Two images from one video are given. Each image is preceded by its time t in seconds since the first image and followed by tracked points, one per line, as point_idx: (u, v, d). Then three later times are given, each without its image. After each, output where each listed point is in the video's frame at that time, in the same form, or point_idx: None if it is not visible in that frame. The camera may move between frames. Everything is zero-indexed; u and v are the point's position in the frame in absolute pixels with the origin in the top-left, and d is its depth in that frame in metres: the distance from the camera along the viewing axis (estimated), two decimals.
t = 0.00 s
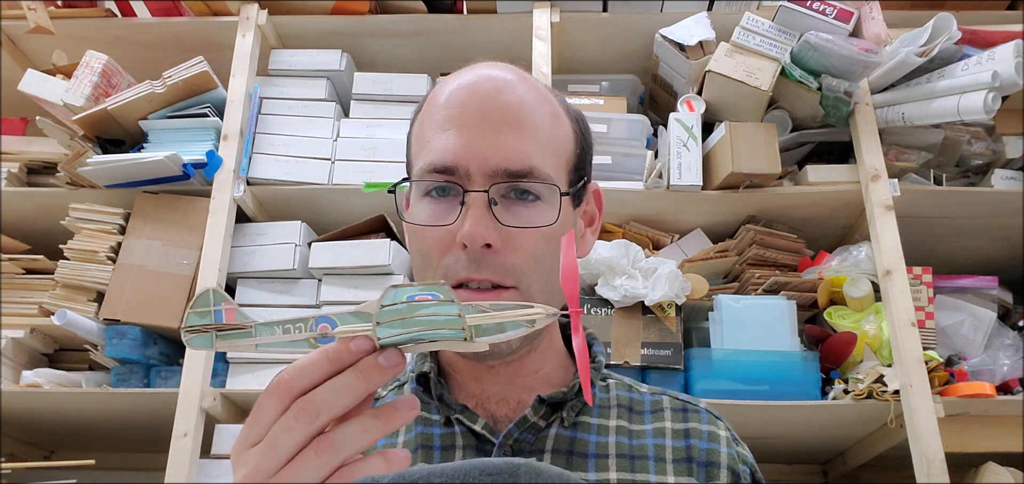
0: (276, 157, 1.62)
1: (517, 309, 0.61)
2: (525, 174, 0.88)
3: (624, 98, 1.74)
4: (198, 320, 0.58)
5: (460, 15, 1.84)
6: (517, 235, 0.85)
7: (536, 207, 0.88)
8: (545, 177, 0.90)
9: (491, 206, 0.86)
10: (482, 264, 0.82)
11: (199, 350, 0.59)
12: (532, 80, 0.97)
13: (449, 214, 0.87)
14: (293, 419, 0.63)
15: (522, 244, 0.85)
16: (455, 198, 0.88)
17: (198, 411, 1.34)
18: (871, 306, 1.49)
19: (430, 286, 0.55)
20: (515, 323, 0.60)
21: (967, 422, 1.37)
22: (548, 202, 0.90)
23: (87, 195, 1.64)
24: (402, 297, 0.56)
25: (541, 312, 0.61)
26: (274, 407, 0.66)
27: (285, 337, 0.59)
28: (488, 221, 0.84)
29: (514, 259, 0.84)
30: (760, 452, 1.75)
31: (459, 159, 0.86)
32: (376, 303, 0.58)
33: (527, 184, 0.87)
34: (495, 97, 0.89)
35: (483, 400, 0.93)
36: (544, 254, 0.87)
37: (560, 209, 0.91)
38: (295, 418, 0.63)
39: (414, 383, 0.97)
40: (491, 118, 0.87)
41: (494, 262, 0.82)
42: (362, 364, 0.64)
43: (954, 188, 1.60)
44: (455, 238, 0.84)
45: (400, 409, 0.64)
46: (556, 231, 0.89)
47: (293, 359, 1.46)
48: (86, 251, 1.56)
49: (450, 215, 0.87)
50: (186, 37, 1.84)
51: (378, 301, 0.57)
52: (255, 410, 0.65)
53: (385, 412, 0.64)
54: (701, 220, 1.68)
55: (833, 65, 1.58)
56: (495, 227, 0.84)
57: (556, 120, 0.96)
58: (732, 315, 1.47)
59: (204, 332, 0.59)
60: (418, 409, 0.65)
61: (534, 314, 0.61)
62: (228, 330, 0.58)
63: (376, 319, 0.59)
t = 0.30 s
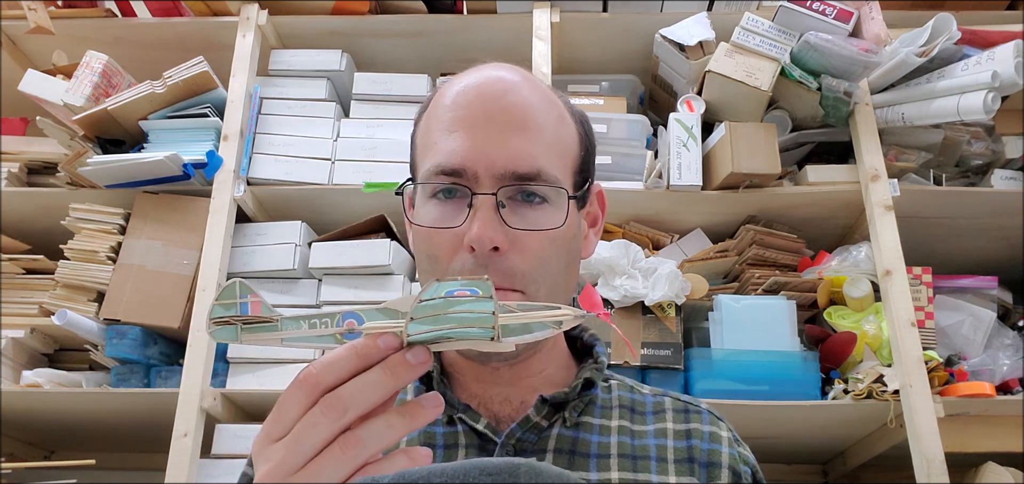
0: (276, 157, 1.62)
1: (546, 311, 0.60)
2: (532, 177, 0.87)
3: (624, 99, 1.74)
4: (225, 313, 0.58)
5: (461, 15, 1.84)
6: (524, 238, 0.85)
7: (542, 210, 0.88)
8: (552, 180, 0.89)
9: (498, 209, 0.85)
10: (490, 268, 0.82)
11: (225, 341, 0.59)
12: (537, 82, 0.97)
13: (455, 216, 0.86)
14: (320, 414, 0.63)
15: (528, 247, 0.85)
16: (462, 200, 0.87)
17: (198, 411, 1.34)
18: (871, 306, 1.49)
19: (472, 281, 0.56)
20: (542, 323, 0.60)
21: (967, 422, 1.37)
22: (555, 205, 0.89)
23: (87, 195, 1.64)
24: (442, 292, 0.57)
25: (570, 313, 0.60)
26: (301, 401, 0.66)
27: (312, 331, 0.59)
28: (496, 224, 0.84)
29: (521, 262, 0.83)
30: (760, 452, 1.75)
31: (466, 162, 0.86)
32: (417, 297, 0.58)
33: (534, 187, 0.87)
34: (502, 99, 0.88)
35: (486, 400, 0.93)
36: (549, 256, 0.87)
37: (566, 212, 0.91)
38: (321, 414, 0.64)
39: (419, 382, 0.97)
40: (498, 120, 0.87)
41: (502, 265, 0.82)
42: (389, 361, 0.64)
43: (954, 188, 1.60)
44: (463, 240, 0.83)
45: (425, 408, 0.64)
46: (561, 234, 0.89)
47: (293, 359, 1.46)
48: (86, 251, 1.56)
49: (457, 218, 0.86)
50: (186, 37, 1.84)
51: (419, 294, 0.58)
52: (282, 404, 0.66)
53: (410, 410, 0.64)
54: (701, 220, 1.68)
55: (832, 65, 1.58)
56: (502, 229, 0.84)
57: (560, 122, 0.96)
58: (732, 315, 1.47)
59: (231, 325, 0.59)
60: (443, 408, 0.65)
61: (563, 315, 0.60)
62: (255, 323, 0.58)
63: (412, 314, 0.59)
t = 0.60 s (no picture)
0: (276, 157, 1.62)
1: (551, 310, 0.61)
2: (537, 178, 0.87)
3: (624, 98, 1.73)
4: (230, 310, 0.59)
5: (461, 15, 1.84)
6: (529, 238, 0.85)
7: (547, 210, 0.88)
8: (556, 181, 0.89)
9: (503, 209, 0.85)
10: (495, 268, 0.82)
11: (229, 340, 0.61)
12: (542, 83, 0.97)
13: (461, 216, 0.86)
14: (322, 415, 0.63)
15: (533, 247, 0.85)
16: (467, 200, 0.87)
17: (198, 411, 1.34)
18: (871, 306, 1.49)
19: (474, 281, 0.57)
20: (547, 323, 0.60)
21: (967, 422, 1.36)
22: (560, 205, 0.89)
23: (87, 195, 1.64)
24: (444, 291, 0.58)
25: (575, 313, 0.60)
26: (301, 401, 0.65)
27: (316, 329, 0.61)
28: (501, 224, 0.84)
29: (526, 262, 0.84)
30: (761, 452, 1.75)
31: (472, 162, 0.86)
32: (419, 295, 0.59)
33: (539, 188, 0.87)
34: (508, 99, 0.88)
35: (488, 400, 0.93)
36: (554, 256, 0.87)
37: (571, 213, 0.90)
38: (323, 414, 0.63)
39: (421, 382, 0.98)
40: (503, 120, 0.87)
41: (507, 265, 0.82)
42: (392, 360, 0.64)
43: (954, 188, 1.60)
44: (468, 240, 0.83)
45: (429, 408, 0.64)
46: (566, 235, 0.89)
47: (293, 359, 1.46)
48: (86, 251, 1.56)
49: (462, 218, 0.86)
50: (186, 37, 1.84)
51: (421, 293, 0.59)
52: (283, 403, 0.65)
53: (413, 410, 0.64)
54: (702, 220, 1.68)
55: (833, 65, 1.58)
56: (508, 230, 0.84)
57: (565, 123, 0.96)
58: (732, 315, 1.47)
59: (235, 323, 0.60)
60: (446, 408, 0.65)
61: (567, 315, 0.60)
62: (259, 321, 0.60)
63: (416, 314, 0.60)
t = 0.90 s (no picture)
0: (276, 157, 1.62)
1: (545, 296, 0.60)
2: (541, 178, 0.88)
3: (624, 98, 1.73)
4: (225, 297, 0.61)
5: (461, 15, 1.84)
6: (532, 237, 0.84)
7: (549, 210, 0.88)
8: (559, 182, 0.89)
9: (506, 208, 0.85)
10: (499, 266, 0.81)
11: (226, 325, 0.63)
12: (546, 88, 0.98)
13: (464, 216, 0.86)
14: (307, 404, 0.63)
15: (536, 246, 0.84)
16: (471, 200, 0.87)
17: (198, 411, 1.34)
18: (871, 306, 1.49)
19: (449, 261, 0.53)
20: (542, 309, 0.60)
21: (967, 422, 1.36)
22: (562, 205, 0.89)
23: (88, 195, 1.64)
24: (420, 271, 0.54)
25: (570, 299, 0.60)
26: (291, 387, 0.66)
27: (311, 316, 0.62)
28: (504, 223, 0.83)
29: (529, 261, 0.83)
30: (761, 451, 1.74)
31: (476, 162, 0.86)
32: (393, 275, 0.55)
33: (542, 188, 0.87)
34: (512, 103, 0.90)
35: (491, 399, 0.94)
36: (557, 254, 0.87)
37: (572, 213, 0.90)
38: (309, 404, 0.63)
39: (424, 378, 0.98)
40: (508, 123, 0.88)
41: (511, 263, 0.81)
42: (379, 349, 0.64)
43: (954, 188, 1.60)
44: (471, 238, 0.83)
45: (418, 398, 0.64)
46: (569, 234, 0.89)
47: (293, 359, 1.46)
48: (86, 251, 1.56)
49: (466, 217, 0.86)
50: (186, 37, 1.84)
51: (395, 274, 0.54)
52: (273, 390, 0.66)
53: (403, 400, 0.64)
54: (702, 220, 1.68)
55: (833, 65, 1.58)
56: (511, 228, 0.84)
57: (569, 127, 0.96)
58: (733, 314, 1.47)
59: (232, 309, 0.62)
60: (437, 396, 0.64)
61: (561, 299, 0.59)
62: (255, 307, 0.62)
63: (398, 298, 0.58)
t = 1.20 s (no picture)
0: (275, 157, 1.61)
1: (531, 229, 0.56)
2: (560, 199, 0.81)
3: (624, 98, 1.73)
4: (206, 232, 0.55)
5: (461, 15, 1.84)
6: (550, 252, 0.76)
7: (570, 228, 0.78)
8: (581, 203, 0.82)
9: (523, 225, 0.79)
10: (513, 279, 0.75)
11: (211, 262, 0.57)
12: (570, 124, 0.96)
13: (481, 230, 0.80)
14: (266, 339, 0.61)
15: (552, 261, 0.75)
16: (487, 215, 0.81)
17: (198, 411, 1.34)
18: (871, 306, 1.49)
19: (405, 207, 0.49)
20: (528, 242, 0.56)
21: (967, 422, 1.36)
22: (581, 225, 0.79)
23: (88, 195, 1.64)
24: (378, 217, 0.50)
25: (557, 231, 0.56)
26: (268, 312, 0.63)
27: (294, 252, 0.55)
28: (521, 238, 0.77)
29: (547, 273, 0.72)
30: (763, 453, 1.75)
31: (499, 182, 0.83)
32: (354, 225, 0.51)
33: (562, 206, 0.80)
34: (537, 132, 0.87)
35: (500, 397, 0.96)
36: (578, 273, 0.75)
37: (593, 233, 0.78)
38: (267, 339, 0.61)
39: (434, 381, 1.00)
40: (532, 150, 0.85)
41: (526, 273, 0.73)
42: (348, 291, 0.59)
43: (953, 188, 1.60)
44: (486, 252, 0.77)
45: (388, 347, 0.60)
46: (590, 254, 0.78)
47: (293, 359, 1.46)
48: (86, 251, 1.56)
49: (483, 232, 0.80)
50: (186, 37, 1.84)
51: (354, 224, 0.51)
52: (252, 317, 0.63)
53: (372, 342, 0.60)
54: (702, 220, 1.68)
55: (833, 65, 1.58)
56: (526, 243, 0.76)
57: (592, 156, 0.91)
58: (733, 315, 1.47)
59: (214, 245, 0.56)
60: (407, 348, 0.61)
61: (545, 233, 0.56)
62: (237, 243, 0.55)
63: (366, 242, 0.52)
